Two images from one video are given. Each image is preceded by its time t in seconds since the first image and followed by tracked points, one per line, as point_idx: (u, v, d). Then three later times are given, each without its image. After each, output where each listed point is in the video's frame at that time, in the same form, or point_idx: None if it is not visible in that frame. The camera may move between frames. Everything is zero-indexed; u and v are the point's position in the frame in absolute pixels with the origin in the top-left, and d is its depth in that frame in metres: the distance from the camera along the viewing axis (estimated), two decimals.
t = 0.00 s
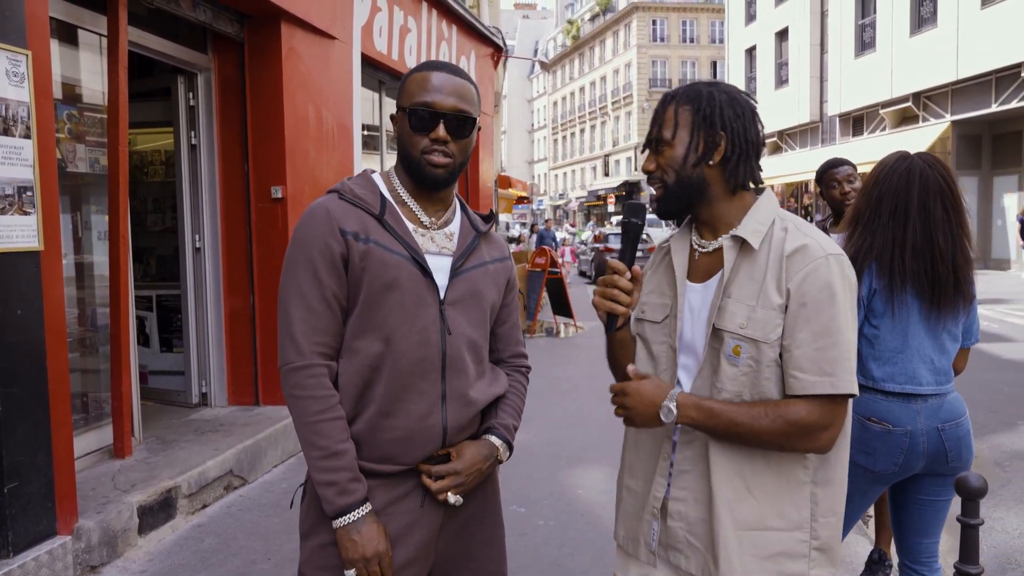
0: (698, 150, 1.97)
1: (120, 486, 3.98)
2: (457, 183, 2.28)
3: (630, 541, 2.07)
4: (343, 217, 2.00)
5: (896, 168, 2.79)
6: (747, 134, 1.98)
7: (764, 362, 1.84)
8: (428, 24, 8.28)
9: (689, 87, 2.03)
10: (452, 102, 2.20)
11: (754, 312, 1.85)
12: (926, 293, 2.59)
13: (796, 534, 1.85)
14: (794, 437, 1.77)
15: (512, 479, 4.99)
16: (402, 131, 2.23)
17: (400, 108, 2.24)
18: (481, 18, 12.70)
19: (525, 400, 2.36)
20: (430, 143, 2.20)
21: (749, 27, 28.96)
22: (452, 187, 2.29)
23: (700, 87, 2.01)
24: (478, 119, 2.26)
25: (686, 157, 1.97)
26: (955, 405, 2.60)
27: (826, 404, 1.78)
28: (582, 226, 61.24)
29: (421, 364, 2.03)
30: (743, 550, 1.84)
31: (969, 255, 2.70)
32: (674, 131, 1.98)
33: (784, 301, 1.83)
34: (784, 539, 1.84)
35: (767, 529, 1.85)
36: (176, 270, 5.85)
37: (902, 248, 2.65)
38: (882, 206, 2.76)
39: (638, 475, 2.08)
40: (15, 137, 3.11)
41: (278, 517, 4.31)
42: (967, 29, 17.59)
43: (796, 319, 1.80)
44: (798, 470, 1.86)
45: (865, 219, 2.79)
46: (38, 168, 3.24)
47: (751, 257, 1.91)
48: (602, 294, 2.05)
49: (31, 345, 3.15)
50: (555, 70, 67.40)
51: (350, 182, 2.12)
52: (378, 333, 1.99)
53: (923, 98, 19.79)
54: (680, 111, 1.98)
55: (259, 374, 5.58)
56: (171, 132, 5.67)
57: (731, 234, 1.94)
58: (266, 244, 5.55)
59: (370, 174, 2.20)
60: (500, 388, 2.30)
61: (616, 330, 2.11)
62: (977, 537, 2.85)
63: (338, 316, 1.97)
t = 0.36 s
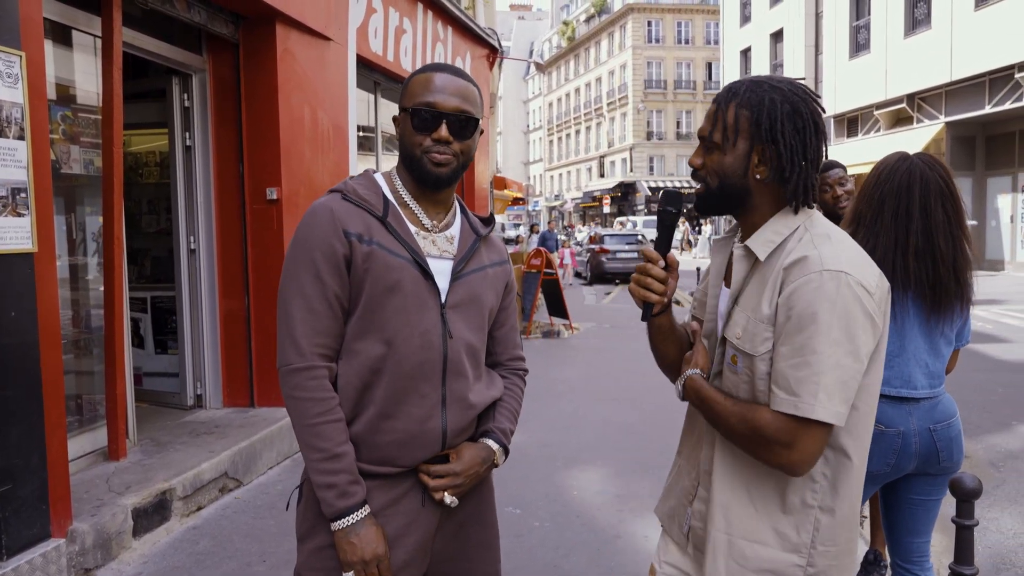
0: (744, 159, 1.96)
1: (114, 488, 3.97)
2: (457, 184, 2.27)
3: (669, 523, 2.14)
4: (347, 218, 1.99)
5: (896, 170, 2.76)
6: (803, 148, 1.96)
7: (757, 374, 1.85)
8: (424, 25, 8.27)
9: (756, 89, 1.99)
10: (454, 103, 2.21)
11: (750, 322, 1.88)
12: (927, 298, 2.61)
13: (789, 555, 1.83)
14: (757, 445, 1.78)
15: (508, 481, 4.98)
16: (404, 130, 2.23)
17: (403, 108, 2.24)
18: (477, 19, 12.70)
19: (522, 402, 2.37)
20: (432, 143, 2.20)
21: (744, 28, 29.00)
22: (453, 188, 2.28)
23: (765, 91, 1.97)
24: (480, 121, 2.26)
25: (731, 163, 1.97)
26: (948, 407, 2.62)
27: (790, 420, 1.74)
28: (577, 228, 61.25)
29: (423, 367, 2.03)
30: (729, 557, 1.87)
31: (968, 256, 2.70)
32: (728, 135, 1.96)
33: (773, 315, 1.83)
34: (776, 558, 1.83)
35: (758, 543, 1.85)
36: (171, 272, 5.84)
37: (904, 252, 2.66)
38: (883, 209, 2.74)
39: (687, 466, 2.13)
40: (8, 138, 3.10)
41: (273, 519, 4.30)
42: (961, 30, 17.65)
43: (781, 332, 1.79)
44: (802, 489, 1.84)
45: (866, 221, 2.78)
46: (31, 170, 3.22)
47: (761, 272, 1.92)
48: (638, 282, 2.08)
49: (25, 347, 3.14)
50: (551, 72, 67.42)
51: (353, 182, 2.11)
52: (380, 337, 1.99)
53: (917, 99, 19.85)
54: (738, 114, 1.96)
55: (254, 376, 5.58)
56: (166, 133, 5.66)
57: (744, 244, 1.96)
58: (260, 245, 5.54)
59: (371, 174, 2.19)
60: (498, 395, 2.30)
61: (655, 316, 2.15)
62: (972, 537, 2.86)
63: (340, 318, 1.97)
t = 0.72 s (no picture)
0: (741, 163, 1.96)
1: (108, 491, 3.95)
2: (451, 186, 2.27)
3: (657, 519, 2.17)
4: (348, 221, 1.98)
5: (884, 168, 2.79)
6: (801, 152, 1.96)
7: (748, 377, 1.87)
8: (419, 26, 8.27)
9: (754, 93, 1.99)
10: (447, 104, 2.21)
11: (741, 324, 1.90)
12: (921, 292, 2.61)
13: (765, 557, 1.86)
14: (740, 447, 1.81)
15: (503, 482, 4.98)
16: (397, 133, 2.22)
17: (394, 111, 2.22)
18: (472, 20, 12.71)
19: (513, 400, 2.38)
20: (427, 145, 2.20)
21: (738, 31, 29.06)
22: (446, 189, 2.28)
23: (763, 96, 1.97)
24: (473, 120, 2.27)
25: (729, 168, 1.97)
26: (939, 408, 2.62)
27: (771, 422, 1.76)
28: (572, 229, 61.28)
29: (425, 370, 2.03)
30: (709, 554, 1.91)
31: (960, 251, 2.72)
32: (726, 139, 1.96)
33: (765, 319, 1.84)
34: (752, 558, 1.86)
35: (736, 542, 1.88)
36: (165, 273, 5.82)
37: (895, 248, 2.67)
38: (873, 205, 2.75)
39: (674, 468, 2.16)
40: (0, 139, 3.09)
41: (268, 521, 4.29)
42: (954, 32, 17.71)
43: (773, 335, 1.80)
44: (784, 493, 1.86)
45: (858, 218, 2.79)
46: (24, 170, 3.21)
47: (757, 276, 1.92)
48: (644, 287, 2.09)
49: (17, 348, 3.13)
50: (546, 74, 67.47)
51: (349, 185, 2.10)
52: (382, 340, 1.99)
53: (911, 101, 19.92)
54: (736, 118, 1.96)
55: (249, 378, 5.56)
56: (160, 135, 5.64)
57: (742, 248, 1.95)
58: (254, 247, 5.53)
59: (365, 177, 2.18)
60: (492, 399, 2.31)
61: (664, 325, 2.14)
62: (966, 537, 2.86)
63: (341, 320, 1.96)
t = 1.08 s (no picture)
0: (709, 155, 1.98)
1: (100, 494, 3.93)
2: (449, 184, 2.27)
3: (619, 518, 2.16)
4: (344, 224, 1.97)
5: (879, 171, 2.81)
6: (763, 143, 1.99)
7: (727, 364, 1.88)
8: (414, 27, 8.26)
9: (715, 91, 2.03)
10: (440, 102, 2.20)
11: (720, 313, 1.90)
12: (909, 297, 2.61)
13: (742, 541, 1.87)
14: (725, 434, 1.82)
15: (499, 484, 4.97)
16: (393, 135, 2.20)
17: (385, 112, 2.21)
18: (467, 22, 12.71)
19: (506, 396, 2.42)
20: (424, 144, 2.19)
21: (734, 33, 29.12)
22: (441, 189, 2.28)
23: (724, 93, 2.01)
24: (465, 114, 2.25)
25: (699, 161, 1.99)
26: (932, 408, 2.61)
27: (760, 407, 1.78)
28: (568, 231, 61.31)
29: (424, 371, 2.02)
30: (686, 543, 1.90)
31: (953, 256, 2.72)
32: (691, 133, 1.99)
33: (745, 305, 1.86)
34: (729, 543, 1.87)
35: (712, 529, 1.88)
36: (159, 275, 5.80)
37: (887, 253, 2.66)
38: (868, 208, 2.77)
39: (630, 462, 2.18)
40: None
41: (261, 524, 4.27)
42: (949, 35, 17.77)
43: (755, 321, 1.82)
44: (757, 477, 1.89)
45: (851, 221, 2.79)
46: (16, 171, 3.19)
47: (731, 263, 1.95)
48: (612, 276, 2.07)
49: (9, 350, 3.11)
50: (542, 75, 67.50)
51: (343, 187, 2.09)
52: (382, 345, 1.98)
53: (906, 103, 19.98)
54: (702, 114, 1.99)
55: (243, 379, 5.54)
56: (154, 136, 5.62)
57: (715, 238, 1.97)
58: (249, 249, 5.52)
59: (358, 178, 2.17)
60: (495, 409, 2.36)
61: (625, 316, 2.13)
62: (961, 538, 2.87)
63: (331, 327, 1.94)
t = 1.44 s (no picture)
0: (694, 153, 1.97)
1: (94, 496, 3.91)
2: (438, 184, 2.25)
3: (610, 516, 2.14)
4: (324, 228, 1.97)
5: (877, 172, 2.81)
6: (747, 144, 1.97)
7: (714, 359, 1.88)
8: (409, 28, 8.25)
9: (705, 91, 2.02)
10: (423, 101, 2.19)
11: (706, 310, 1.90)
12: (911, 299, 2.60)
13: (728, 534, 1.87)
14: (710, 428, 1.81)
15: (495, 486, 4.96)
16: (379, 137, 2.20)
17: (372, 115, 2.20)
18: (463, 23, 12.69)
19: (513, 390, 2.33)
20: (410, 143, 2.17)
21: (729, 34, 29.16)
22: (432, 190, 2.26)
23: (713, 94, 2.00)
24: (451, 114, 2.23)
25: (685, 158, 1.97)
26: (931, 409, 2.60)
27: (745, 396, 1.79)
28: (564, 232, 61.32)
29: (413, 373, 2.01)
30: (674, 537, 1.88)
31: (952, 257, 2.73)
32: (677, 130, 1.98)
33: (731, 301, 1.86)
34: (716, 536, 1.86)
35: (700, 523, 1.87)
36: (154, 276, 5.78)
37: (888, 254, 2.66)
38: (867, 210, 2.77)
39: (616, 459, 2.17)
40: None
41: (257, 527, 4.25)
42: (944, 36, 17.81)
43: (739, 318, 1.83)
44: (742, 471, 1.89)
45: (851, 223, 2.79)
46: (9, 172, 3.17)
47: (716, 260, 1.95)
48: (592, 265, 2.04)
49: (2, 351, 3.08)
50: (538, 77, 67.52)
51: (329, 192, 2.09)
52: (366, 347, 1.97)
53: (901, 104, 20.03)
54: (690, 113, 1.98)
55: (238, 381, 5.51)
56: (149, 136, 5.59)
57: (701, 237, 1.96)
58: (243, 250, 5.50)
59: (347, 184, 2.18)
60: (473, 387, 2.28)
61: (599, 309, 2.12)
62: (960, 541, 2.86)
63: (313, 326, 1.93)
